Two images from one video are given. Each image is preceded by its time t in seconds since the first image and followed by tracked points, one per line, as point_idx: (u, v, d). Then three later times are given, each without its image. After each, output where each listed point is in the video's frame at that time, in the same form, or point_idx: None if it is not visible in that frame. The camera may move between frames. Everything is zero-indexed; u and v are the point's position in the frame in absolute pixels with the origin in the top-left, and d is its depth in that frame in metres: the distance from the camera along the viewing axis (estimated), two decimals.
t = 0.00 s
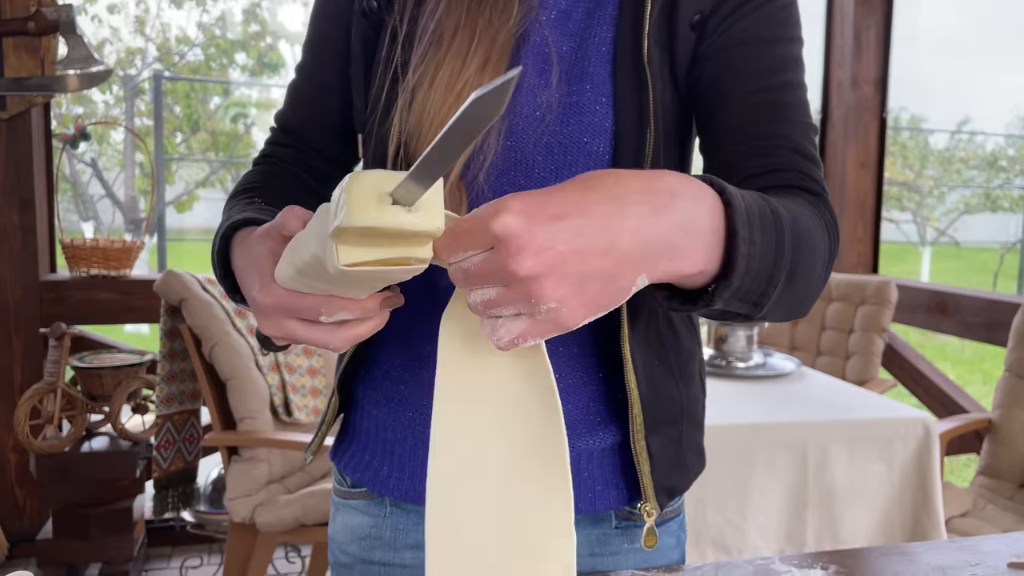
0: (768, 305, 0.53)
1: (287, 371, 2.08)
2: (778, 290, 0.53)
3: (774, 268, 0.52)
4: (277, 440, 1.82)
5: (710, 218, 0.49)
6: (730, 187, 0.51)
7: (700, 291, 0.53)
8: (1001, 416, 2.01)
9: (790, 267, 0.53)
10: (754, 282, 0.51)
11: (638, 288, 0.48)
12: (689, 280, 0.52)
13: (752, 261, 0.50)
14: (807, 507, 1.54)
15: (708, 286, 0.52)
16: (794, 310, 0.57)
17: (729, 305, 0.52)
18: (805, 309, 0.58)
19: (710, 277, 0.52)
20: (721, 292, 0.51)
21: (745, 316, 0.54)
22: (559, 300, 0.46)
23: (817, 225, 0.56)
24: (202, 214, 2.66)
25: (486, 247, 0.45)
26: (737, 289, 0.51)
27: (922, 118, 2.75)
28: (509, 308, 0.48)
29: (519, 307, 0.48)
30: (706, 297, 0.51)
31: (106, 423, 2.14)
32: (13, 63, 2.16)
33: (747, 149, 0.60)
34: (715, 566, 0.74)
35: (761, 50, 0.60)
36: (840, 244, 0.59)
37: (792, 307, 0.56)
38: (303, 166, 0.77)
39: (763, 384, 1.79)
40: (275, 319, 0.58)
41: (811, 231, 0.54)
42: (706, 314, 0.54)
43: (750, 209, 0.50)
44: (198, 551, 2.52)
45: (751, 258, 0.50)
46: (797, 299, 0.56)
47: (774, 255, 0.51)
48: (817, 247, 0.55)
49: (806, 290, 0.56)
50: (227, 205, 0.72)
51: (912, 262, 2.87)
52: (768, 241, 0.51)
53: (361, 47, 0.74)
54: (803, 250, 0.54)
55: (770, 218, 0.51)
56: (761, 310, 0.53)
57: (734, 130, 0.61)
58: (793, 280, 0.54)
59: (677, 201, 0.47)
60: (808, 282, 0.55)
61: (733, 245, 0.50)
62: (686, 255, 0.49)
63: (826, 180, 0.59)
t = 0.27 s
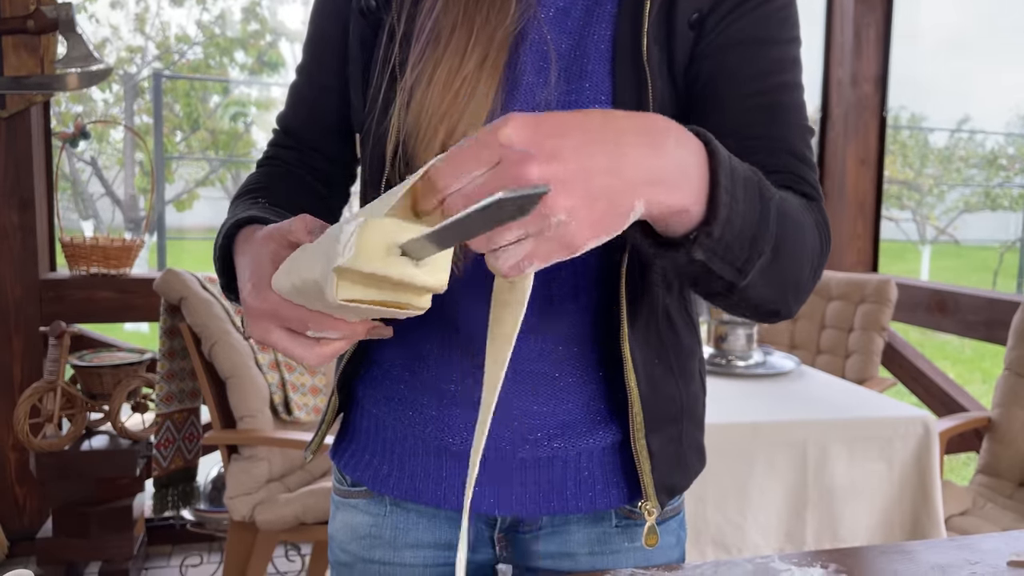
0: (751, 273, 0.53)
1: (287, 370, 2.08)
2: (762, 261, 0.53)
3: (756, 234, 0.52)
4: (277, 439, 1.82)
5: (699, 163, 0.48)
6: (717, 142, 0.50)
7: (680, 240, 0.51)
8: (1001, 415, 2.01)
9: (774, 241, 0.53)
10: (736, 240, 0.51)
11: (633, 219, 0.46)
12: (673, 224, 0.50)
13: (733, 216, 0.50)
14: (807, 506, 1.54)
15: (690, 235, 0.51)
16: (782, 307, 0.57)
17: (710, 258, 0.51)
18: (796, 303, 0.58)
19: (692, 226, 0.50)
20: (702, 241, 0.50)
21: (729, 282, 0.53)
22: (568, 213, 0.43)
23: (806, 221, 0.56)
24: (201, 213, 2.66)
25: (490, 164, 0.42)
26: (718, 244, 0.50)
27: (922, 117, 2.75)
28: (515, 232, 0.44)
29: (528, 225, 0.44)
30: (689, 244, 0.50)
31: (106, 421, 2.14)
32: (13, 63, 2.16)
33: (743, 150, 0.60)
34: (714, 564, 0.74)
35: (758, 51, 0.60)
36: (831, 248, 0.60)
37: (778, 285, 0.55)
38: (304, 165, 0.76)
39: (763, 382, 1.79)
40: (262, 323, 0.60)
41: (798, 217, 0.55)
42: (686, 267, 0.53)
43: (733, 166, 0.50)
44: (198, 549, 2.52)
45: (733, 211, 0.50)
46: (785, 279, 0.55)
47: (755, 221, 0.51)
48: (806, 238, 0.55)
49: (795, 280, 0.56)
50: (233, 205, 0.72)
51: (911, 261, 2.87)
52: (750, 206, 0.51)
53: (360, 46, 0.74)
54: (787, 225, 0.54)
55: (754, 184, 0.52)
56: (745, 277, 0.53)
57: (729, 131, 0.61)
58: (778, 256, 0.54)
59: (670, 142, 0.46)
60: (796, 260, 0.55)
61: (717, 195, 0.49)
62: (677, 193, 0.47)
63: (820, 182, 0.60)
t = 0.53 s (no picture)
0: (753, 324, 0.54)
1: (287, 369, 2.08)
2: (764, 306, 0.53)
3: (759, 286, 0.52)
4: (276, 437, 1.82)
5: (699, 246, 0.49)
6: (716, 213, 0.50)
7: (688, 314, 0.53)
8: (1000, 413, 2.01)
9: (774, 282, 0.53)
10: (740, 305, 0.51)
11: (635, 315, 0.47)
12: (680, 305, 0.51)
13: (738, 281, 0.50)
14: (807, 505, 1.54)
15: (696, 309, 0.52)
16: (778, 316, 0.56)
17: (717, 325, 0.52)
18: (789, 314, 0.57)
19: (697, 301, 0.51)
20: (707, 316, 0.51)
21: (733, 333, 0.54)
22: (564, 324, 0.45)
23: (796, 229, 0.55)
24: (201, 211, 2.66)
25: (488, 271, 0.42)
26: (725, 311, 0.51)
27: (922, 115, 2.75)
28: (506, 334, 0.46)
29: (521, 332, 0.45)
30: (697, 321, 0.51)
31: (106, 420, 2.14)
32: (12, 61, 2.15)
33: (739, 153, 0.60)
34: (714, 562, 0.74)
35: (756, 52, 0.60)
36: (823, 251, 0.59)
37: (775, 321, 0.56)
38: (305, 164, 0.76)
39: (762, 381, 1.79)
40: (273, 310, 0.57)
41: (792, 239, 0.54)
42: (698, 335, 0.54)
43: (734, 234, 0.50)
44: (198, 548, 2.52)
45: (737, 281, 0.50)
46: (779, 313, 0.56)
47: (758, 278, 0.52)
48: (800, 251, 0.55)
49: (789, 301, 0.56)
50: (234, 204, 0.72)
51: (911, 260, 2.87)
52: (751, 263, 0.51)
53: (359, 45, 0.74)
54: (786, 263, 0.54)
55: (754, 238, 0.52)
56: (748, 326, 0.53)
57: (724, 133, 0.61)
58: (777, 293, 0.54)
59: (670, 226, 0.47)
60: (793, 292, 0.55)
61: (719, 270, 0.50)
62: (679, 281, 0.48)
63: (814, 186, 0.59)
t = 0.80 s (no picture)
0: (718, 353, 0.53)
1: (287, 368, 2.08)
2: (731, 336, 0.52)
3: (723, 326, 0.50)
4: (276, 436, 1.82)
5: (658, 291, 0.47)
6: (679, 258, 0.49)
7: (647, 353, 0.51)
8: (1001, 412, 2.01)
9: (743, 313, 0.52)
10: (702, 344, 0.50)
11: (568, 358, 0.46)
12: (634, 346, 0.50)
13: (698, 324, 0.49)
14: (806, 504, 1.54)
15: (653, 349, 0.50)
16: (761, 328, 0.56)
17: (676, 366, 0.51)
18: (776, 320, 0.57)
19: (654, 343, 0.50)
20: (664, 357, 0.50)
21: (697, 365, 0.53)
22: (507, 354, 0.43)
23: (780, 243, 0.55)
24: (201, 210, 2.66)
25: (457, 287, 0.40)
26: (685, 352, 0.50)
27: (922, 114, 2.74)
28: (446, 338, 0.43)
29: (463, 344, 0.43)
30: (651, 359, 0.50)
31: (106, 419, 2.14)
32: (12, 60, 2.15)
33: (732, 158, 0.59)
34: (713, 562, 0.74)
35: (754, 59, 0.60)
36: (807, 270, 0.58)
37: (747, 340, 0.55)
38: (309, 160, 0.76)
39: (763, 380, 1.79)
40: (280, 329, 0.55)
41: (771, 261, 0.54)
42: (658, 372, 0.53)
43: (696, 277, 0.48)
44: (198, 547, 2.52)
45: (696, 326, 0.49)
46: (751, 334, 0.55)
47: (722, 316, 0.50)
48: (783, 267, 0.55)
49: (761, 323, 0.55)
50: (241, 192, 0.71)
51: (911, 259, 2.87)
52: (716, 302, 0.50)
53: (361, 41, 0.74)
54: (759, 288, 0.53)
55: (720, 272, 0.50)
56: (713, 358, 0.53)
57: (715, 140, 0.60)
58: (749, 320, 0.53)
59: (630, 272, 0.46)
60: (768, 315, 0.55)
61: (678, 315, 0.48)
62: (630, 327, 0.46)
63: (806, 196, 0.59)
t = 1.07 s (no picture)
0: (713, 314, 0.54)
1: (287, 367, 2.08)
2: (726, 297, 0.53)
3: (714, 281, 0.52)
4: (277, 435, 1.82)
5: (642, 231, 0.49)
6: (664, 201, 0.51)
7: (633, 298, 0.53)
8: (1001, 411, 2.01)
9: (738, 279, 0.53)
10: (692, 294, 0.52)
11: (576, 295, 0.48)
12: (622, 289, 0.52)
13: (687, 272, 0.51)
14: (807, 503, 1.54)
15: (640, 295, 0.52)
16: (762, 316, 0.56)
17: (666, 313, 0.52)
18: (773, 316, 0.57)
19: (641, 287, 0.52)
20: (651, 302, 0.52)
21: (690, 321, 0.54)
22: (527, 299, 0.45)
23: (787, 234, 0.55)
24: (202, 209, 2.66)
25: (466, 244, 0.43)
26: (672, 299, 0.52)
27: (922, 114, 2.74)
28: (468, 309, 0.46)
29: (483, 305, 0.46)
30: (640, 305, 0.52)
31: (106, 418, 2.14)
32: (12, 59, 2.15)
33: (731, 155, 0.59)
34: (714, 561, 0.74)
35: (757, 55, 0.60)
36: (812, 260, 0.59)
37: (747, 319, 0.56)
38: (324, 166, 0.77)
39: (763, 380, 1.79)
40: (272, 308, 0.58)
41: (773, 239, 0.55)
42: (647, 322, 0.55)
43: (683, 221, 0.50)
44: (199, 546, 2.52)
45: (684, 272, 0.51)
46: (751, 311, 0.56)
47: (713, 270, 0.52)
48: (786, 252, 0.55)
49: (764, 302, 0.55)
50: (257, 213, 0.72)
51: (912, 258, 2.87)
52: (706, 254, 0.51)
53: (365, 42, 0.74)
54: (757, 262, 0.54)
55: (712, 229, 0.52)
56: (707, 318, 0.54)
57: (718, 137, 0.60)
58: (747, 287, 0.54)
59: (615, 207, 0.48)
60: (770, 292, 0.55)
61: (664, 258, 0.50)
62: (619, 263, 0.49)
63: (811, 191, 0.59)
